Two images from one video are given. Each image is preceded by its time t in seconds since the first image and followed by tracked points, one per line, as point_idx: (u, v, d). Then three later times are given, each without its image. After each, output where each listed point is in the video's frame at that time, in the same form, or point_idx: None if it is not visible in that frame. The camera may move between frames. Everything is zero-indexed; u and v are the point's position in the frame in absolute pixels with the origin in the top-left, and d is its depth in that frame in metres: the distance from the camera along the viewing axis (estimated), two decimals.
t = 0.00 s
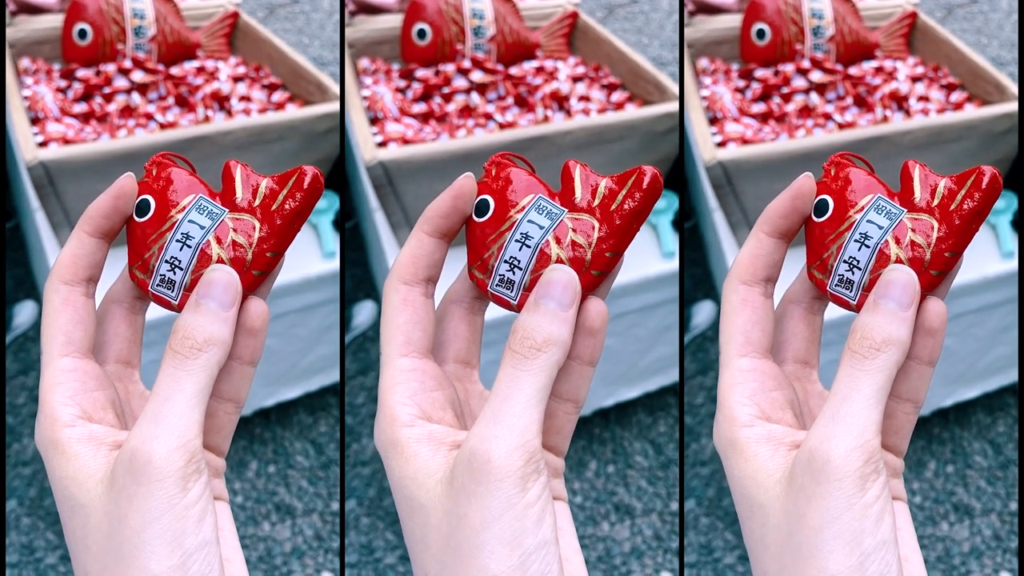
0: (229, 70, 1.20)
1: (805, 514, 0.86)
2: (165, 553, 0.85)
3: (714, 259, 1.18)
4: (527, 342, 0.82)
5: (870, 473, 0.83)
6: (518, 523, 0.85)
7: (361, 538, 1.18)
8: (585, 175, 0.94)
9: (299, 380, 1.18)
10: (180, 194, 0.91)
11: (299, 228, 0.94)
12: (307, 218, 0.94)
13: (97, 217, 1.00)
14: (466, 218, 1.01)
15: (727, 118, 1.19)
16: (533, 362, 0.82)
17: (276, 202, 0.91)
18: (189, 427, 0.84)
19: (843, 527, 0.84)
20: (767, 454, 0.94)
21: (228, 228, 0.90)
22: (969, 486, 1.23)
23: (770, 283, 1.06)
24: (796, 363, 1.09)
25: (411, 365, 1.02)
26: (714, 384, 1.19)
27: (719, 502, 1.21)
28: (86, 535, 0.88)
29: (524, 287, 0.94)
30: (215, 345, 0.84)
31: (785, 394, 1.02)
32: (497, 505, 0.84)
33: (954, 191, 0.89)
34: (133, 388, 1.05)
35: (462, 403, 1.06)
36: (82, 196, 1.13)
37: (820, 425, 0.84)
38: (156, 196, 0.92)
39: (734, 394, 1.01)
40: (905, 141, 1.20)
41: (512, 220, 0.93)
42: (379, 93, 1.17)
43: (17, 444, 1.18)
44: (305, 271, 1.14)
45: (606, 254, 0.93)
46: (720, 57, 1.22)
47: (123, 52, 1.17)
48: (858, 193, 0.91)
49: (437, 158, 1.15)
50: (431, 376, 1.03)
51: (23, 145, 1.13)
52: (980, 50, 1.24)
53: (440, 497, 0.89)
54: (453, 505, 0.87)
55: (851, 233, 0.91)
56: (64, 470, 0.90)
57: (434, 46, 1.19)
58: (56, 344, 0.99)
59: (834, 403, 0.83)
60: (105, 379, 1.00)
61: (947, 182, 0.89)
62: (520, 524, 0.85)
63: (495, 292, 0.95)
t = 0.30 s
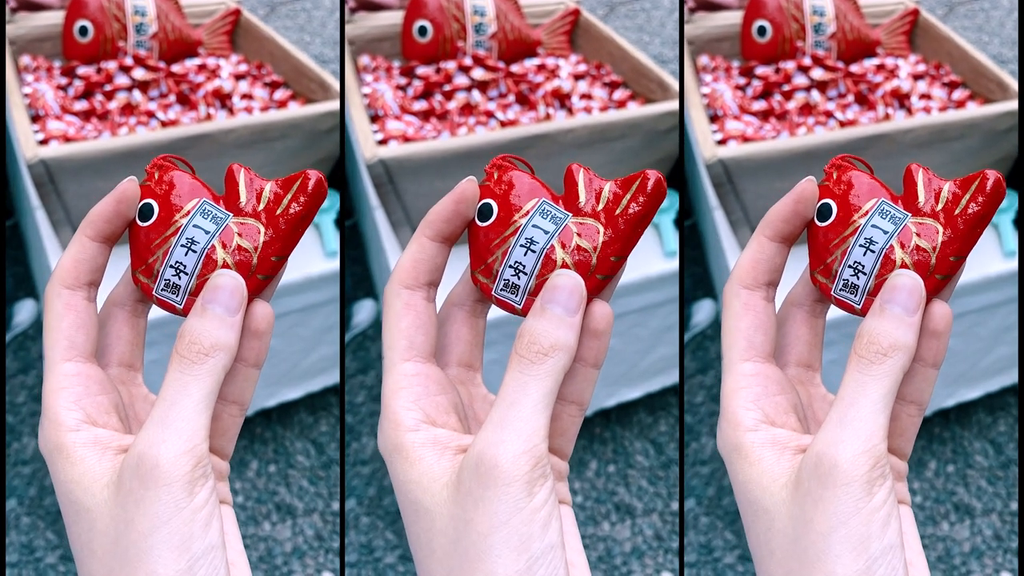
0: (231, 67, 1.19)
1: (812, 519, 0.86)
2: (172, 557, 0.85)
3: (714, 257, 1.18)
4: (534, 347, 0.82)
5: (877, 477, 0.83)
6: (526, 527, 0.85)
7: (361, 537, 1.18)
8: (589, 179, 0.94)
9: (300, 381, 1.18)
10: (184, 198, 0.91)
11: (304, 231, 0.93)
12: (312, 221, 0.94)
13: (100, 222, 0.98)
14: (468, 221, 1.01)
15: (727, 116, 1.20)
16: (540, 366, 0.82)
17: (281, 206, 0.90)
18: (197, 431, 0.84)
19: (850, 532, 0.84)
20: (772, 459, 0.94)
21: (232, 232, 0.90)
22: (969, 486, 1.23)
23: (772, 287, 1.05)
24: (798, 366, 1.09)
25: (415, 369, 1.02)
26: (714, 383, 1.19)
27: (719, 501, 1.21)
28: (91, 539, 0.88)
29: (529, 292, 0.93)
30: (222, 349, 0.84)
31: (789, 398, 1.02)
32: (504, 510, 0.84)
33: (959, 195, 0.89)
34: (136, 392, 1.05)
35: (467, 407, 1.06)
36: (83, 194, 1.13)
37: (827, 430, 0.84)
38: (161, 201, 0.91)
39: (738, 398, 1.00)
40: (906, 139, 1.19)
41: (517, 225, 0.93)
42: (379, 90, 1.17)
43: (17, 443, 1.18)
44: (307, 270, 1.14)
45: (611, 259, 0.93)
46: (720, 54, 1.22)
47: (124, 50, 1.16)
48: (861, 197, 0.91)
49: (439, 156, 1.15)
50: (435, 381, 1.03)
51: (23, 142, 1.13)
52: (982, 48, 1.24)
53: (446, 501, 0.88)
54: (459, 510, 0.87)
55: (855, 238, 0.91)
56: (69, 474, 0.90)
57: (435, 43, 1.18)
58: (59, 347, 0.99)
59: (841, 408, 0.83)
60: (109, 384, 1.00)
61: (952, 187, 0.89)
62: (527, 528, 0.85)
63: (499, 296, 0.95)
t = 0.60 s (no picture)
0: (233, 66, 1.19)
1: (812, 518, 0.86)
2: (173, 557, 0.85)
3: (714, 256, 1.18)
4: (534, 345, 0.82)
5: (877, 477, 0.84)
6: (526, 525, 0.85)
7: (362, 537, 1.18)
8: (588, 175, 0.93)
9: (302, 382, 1.18)
10: (183, 195, 0.91)
11: (304, 228, 0.93)
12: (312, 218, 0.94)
13: (98, 218, 0.98)
14: (467, 220, 0.99)
15: (728, 114, 1.19)
16: (541, 365, 0.82)
17: (281, 202, 0.90)
18: (197, 430, 0.84)
19: (850, 531, 0.85)
20: (771, 458, 0.93)
21: (233, 229, 0.90)
22: (970, 485, 1.23)
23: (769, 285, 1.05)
24: (798, 364, 1.09)
25: (413, 367, 1.01)
26: (714, 381, 1.20)
27: (720, 500, 1.21)
28: (90, 539, 0.87)
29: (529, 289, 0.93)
30: (222, 348, 0.84)
31: (787, 396, 1.02)
32: (504, 509, 0.84)
33: (960, 191, 0.88)
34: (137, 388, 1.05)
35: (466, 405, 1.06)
36: (84, 193, 1.13)
37: (828, 429, 0.84)
38: (160, 198, 0.91)
39: (736, 397, 1.00)
40: (908, 138, 1.19)
41: (516, 222, 0.92)
42: (380, 88, 1.16)
43: (17, 442, 1.18)
44: (309, 269, 1.14)
45: (612, 256, 0.93)
46: (721, 52, 1.22)
47: (126, 48, 1.16)
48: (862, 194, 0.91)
49: (440, 155, 1.14)
50: (433, 379, 1.02)
51: (24, 141, 1.13)
52: (983, 46, 1.24)
53: (446, 500, 0.88)
54: (459, 509, 0.87)
55: (855, 235, 0.91)
56: (67, 473, 0.89)
57: (436, 41, 1.18)
58: (57, 346, 0.98)
59: (841, 407, 0.83)
60: (108, 382, 1.00)
61: (953, 183, 0.89)
62: (528, 527, 0.85)
63: (499, 294, 0.95)
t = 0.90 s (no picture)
0: (235, 64, 1.19)
1: (819, 519, 0.86)
2: (180, 557, 0.85)
3: (715, 254, 1.18)
4: (540, 345, 0.82)
5: (885, 477, 0.83)
6: (533, 525, 0.85)
7: (363, 534, 1.18)
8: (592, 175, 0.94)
9: (303, 380, 1.18)
10: (187, 195, 0.91)
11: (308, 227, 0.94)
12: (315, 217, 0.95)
13: (99, 220, 0.97)
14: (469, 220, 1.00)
15: (730, 113, 1.19)
16: (547, 365, 0.82)
17: (287, 202, 0.91)
18: (204, 431, 0.84)
19: (858, 531, 0.84)
20: (777, 458, 0.93)
21: (238, 229, 0.90)
22: (971, 484, 1.23)
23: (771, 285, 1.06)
24: (802, 363, 1.09)
25: (417, 367, 1.03)
26: (715, 380, 1.20)
27: (721, 498, 1.21)
28: (97, 539, 0.87)
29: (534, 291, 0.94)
30: (228, 349, 0.84)
31: (792, 396, 1.02)
32: (512, 511, 0.84)
33: (965, 191, 0.89)
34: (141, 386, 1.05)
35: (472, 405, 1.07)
36: (87, 191, 1.13)
37: (835, 430, 0.83)
38: (164, 198, 0.91)
39: (740, 397, 1.01)
40: (911, 136, 1.19)
41: (522, 223, 0.92)
42: (382, 86, 1.16)
43: (19, 440, 1.18)
44: (311, 269, 1.15)
45: (618, 256, 0.93)
46: (723, 50, 1.22)
47: (127, 46, 1.16)
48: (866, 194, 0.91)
49: (442, 153, 1.14)
50: (438, 379, 1.03)
51: (27, 139, 1.13)
52: (984, 44, 1.24)
53: (452, 501, 0.88)
54: (466, 509, 0.87)
55: (860, 236, 0.90)
56: (74, 473, 0.89)
57: (438, 39, 1.18)
58: (60, 346, 0.98)
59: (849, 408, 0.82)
60: (111, 381, 1.00)
61: (959, 183, 0.89)
62: (535, 527, 0.85)
63: (504, 295, 0.95)
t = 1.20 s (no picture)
0: (236, 62, 1.19)
1: (842, 553, 0.86)
2: None
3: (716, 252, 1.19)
4: (555, 363, 0.82)
5: (906, 505, 0.85)
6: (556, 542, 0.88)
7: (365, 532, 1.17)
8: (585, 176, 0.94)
9: (305, 378, 1.18)
10: (182, 203, 0.90)
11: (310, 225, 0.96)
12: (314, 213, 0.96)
13: (75, 232, 0.98)
14: (449, 233, 0.99)
15: (732, 110, 1.19)
16: (563, 383, 0.83)
17: (289, 202, 0.92)
18: (224, 458, 0.86)
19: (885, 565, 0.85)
20: (782, 487, 0.92)
21: (241, 233, 0.90)
22: (972, 482, 1.24)
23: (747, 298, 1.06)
24: (787, 377, 1.12)
25: (405, 387, 1.02)
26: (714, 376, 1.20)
27: (723, 496, 1.21)
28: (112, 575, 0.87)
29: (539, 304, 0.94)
30: (243, 365, 0.85)
31: (784, 414, 1.03)
32: (529, 525, 0.84)
33: (965, 190, 0.90)
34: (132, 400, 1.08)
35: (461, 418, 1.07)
36: (90, 188, 1.12)
37: (855, 460, 0.84)
38: (157, 209, 0.90)
39: (734, 421, 0.99)
40: (913, 135, 1.18)
41: (520, 233, 0.92)
42: (384, 84, 1.16)
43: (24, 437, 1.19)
44: (314, 266, 1.13)
45: (626, 258, 0.94)
46: (725, 48, 1.22)
47: (129, 44, 1.16)
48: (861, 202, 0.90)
49: (442, 151, 1.14)
50: (426, 396, 1.03)
51: (28, 137, 1.12)
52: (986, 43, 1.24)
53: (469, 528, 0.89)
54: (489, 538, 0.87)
55: (862, 247, 0.90)
56: (80, 505, 0.89)
57: (440, 37, 1.18)
58: (45, 366, 0.97)
59: (868, 432, 0.84)
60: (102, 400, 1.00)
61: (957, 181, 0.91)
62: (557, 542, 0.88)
63: (505, 312, 0.95)
